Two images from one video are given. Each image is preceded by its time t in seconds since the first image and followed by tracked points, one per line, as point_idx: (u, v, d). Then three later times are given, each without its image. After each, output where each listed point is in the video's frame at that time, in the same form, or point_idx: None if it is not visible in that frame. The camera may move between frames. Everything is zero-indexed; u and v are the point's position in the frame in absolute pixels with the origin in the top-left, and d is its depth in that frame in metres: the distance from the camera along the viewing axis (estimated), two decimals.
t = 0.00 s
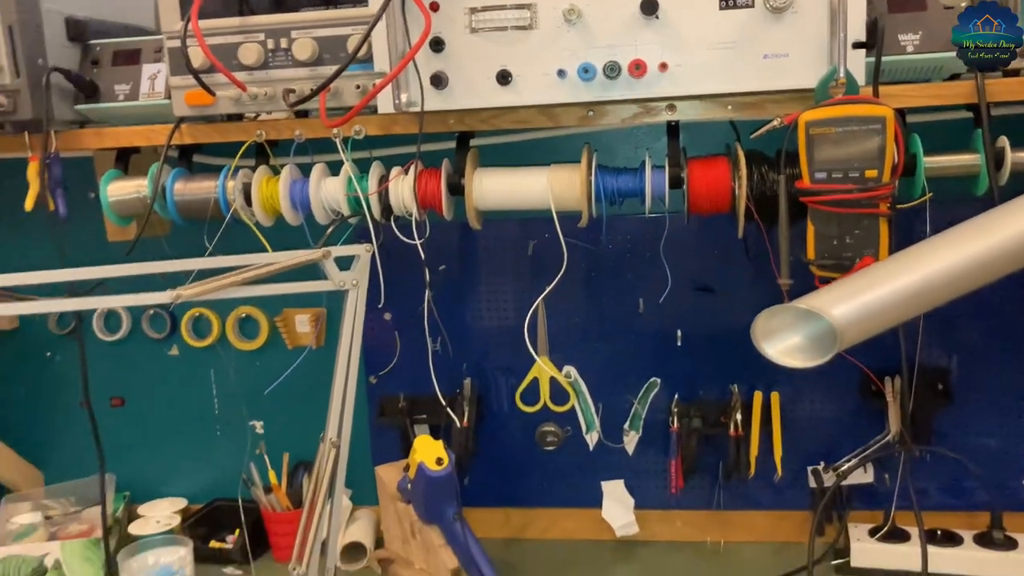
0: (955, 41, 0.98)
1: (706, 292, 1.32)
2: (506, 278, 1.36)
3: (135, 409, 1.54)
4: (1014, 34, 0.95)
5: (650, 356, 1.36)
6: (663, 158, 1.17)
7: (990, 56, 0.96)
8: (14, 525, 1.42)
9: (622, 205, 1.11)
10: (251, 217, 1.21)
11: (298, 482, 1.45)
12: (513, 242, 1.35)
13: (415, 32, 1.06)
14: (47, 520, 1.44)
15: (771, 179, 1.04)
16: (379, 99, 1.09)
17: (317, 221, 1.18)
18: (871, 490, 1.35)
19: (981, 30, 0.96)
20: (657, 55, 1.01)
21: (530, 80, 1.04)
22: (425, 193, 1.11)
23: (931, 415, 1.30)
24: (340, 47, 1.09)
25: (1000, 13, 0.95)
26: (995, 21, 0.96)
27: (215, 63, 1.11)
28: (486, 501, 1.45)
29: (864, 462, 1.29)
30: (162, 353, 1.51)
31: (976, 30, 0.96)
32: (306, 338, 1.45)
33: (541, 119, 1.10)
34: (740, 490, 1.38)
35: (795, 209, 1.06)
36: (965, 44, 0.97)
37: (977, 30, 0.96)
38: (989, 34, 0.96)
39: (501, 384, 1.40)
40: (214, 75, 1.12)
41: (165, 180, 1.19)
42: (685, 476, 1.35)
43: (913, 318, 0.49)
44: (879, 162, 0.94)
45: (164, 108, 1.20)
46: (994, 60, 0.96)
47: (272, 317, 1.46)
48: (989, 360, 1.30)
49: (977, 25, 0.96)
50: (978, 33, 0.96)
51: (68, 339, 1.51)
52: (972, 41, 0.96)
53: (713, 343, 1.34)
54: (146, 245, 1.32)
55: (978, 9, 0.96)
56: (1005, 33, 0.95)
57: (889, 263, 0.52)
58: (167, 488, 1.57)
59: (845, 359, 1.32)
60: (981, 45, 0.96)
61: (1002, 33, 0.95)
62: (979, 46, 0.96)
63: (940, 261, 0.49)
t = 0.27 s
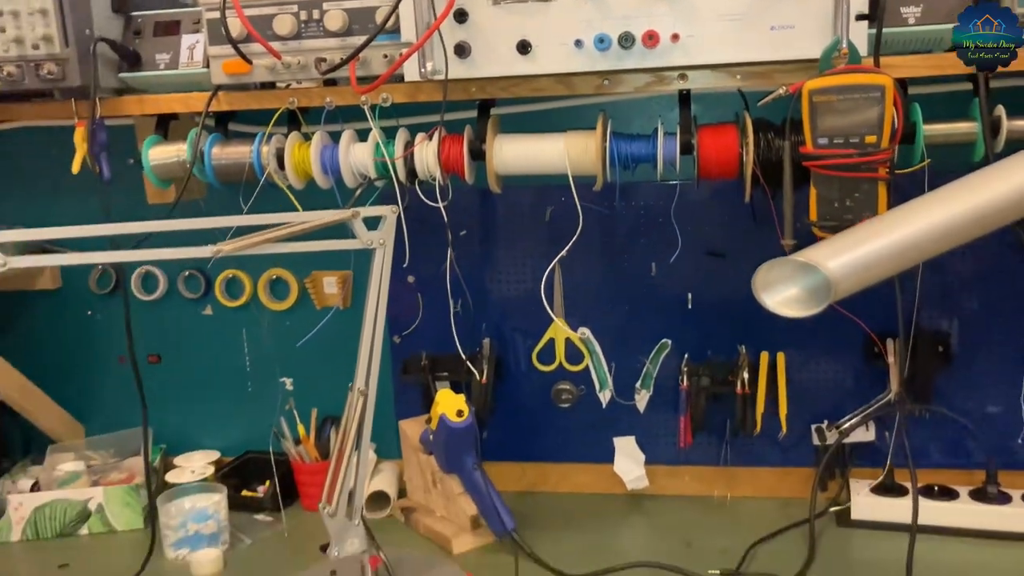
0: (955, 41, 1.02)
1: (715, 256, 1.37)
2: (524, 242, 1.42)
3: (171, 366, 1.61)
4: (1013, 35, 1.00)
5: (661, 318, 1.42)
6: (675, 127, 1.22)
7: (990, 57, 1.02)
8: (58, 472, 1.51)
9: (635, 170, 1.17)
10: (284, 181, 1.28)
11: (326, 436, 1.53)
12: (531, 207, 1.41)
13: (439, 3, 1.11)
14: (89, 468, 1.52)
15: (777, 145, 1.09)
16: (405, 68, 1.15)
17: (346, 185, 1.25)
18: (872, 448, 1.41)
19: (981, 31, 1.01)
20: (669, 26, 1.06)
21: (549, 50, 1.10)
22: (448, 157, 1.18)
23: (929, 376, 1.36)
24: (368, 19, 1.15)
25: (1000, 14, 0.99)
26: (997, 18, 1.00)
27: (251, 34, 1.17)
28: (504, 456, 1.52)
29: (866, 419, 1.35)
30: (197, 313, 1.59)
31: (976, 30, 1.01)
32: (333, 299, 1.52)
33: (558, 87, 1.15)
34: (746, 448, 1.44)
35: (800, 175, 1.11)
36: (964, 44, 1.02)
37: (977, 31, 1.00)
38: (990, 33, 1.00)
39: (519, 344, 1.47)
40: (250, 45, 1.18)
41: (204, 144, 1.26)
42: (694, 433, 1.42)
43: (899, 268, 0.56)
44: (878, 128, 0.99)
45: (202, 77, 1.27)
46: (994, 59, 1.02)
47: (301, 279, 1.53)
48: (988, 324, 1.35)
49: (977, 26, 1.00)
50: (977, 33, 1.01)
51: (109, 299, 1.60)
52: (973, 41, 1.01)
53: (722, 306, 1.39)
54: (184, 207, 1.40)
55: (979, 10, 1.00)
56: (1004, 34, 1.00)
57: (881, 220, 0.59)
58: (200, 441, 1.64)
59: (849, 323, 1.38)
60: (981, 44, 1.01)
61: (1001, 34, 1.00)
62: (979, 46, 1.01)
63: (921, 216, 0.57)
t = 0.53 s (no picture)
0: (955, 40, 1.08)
1: (713, 221, 1.42)
2: (528, 206, 1.47)
3: (188, 326, 1.67)
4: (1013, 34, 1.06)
5: (660, 281, 1.47)
6: (674, 93, 1.26)
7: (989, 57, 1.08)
8: (81, 425, 1.57)
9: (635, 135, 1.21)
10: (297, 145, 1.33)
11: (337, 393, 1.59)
12: (535, 173, 1.46)
13: None
14: (111, 422, 1.59)
15: (771, 111, 1.13)
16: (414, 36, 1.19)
17: (357, 149, 1.30)
18: (862, 407, 1.46)
19: (981, 31, 1.07)
20: None
21: (552, 17, 1.14)
22: (455, 122, 1.23)
23: (920, 337, 1.40)
24: None
25: (1000, 14, 1.05)
26: (997, 19, 1.06)
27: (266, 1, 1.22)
28: (507, 413, 1.58)
29: (857, 378, 1.40)
30: (213, 275, 1.65)
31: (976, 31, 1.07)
32: (344, 262, 1.58)
33: (561, 54, 1.20)
34: (741, 407, 1.49)
35: (792, 140, 1.16)
36: (965, 44, 1.08)
37: (979, 29, 1.07)
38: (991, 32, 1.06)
39: (523, 305, 1.52)
40: (266, 13, 1.23)
41: (221, 108, 1.31)
42: (691, 391, 1.47)
43: (879, 227, 0.77)
44: (866, 93, 1.03)
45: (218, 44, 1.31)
46: (993, 58, 1.08)
47: (313, 241, 1.58)
48: (976, 288, 1.39)
49: (979, 25, 1.07)
50: (978, 33, 1.07)
51: (129, 260, 1.66)
52: (974, 40, 1.07)
53: (720, 269, 1.44)
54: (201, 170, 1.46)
55: (980, 10, 1.06)
56: (1003, 34, 1.06)
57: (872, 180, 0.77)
58: (215, 399, 1.71)
59: (842, 286, 1.42)
60: (982, 43, 1.08)
61: (1001, 33, 1.06)
62: (980, 44, 1.08)
63: (895, 187, 0.77)
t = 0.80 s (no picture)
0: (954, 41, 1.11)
1: (699, 192, 1.47)
2: (520, 179, 1.52)
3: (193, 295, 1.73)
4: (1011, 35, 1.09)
5: (648, 251, 1.52)
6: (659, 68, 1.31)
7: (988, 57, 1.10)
8: (91, 389, 1.63)
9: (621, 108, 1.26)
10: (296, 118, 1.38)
11: (336, 359, 1.64)
12: (527, 146, 1.50)
13: None
14: (120, 386, 1.65)
15: (750, 84, 1.18)
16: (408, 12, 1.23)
17: (354, 122, 1.35)
18: (844, 373, 1.51)
19: (981, 30, 1.10)
20: None
21: None
22: (448, 96, 1.27)
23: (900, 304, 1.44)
24: None
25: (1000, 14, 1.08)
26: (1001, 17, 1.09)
27: None
28: (501, 379, 1.63)
29: (839, 343, 1.46)
30: (217, 245, 1.70)
31: (975, 30, 1.11)
32: (343, 233, 1.63)
33: (549, 30, 1.24)
34: (726, 372, 1.54)
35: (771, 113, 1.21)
36: (964, 44, 1.11)
37: (979, 31, 1.10)
38: (991, 32, 1.10)
39: (516, 274, 1.57)
40: None
41: (223, 83, 1.36)
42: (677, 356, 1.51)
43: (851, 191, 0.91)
44: (841, 67, 1.07)
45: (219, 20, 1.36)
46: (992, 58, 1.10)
47: (313, 213, 1.63)
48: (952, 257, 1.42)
49: (980, 27, 1.10)
50: (977, 33, 1.10)
51: (135, 232, 1.71)
52: (972, 41, 1.10)
53: (706, 239, 1.49)
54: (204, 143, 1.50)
55: (981, 13, 1.10)
56: (1003, 34, 1.09)
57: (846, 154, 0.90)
58: (220, 366, 1.76)
59: (824, 255, 1.46)
60: (979, 43, 1.10)
61: (998, 33, 1.09)
62: (978, 44, 1.10)
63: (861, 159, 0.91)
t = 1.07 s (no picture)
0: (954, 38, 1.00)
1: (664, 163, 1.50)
2: (489, 149, 1.55)
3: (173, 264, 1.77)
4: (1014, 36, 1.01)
5: (615, 220, 1.55)
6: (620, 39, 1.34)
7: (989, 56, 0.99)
8: (74, 355, 1.68)
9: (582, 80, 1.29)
10: (268, 89, 1.41)
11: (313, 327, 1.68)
12: (496, 118, 1.53)
13: None
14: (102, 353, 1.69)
15: (705, 56, 1.21)
16: None
17: (324, 93, 1.38)
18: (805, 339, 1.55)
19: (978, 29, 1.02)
20: None
21: None
22: (414, 67, 1.30)
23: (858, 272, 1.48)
24: None
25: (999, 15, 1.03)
26: (998, 17, 1.03)
27: None
28: (473, 347, 1.67)
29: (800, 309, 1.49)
30: (196, 215, 1.73)
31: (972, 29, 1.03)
32: (318, 203, 1.66)
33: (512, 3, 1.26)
34: (690, 338, 1.59)
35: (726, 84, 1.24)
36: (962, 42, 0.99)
37: (978, 29, 1.02)
38: (989, 31, 1.02)
39: (486, 243, 1.60)
40: None
41: (195, 55, 1.39)
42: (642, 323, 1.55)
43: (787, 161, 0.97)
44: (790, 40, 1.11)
45: None
46: (995, 54, 0.99)
47: (289, 183, 1.67)
48: (910, 226, 1.46)
49: (979, 25, 1.03)
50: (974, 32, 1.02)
51: (116, 202, 1.74)
52: (973, 38, 1.00)
53: (671, 209, 1.52)
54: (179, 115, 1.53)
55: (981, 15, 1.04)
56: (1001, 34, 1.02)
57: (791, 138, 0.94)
58: (201, 333, 1.80)
59: (785, 224, 1.50)
60: (982, 41, 0.99)
61: (1000, 34, 1.01)
62: (980, 43, 0.99)
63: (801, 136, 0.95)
